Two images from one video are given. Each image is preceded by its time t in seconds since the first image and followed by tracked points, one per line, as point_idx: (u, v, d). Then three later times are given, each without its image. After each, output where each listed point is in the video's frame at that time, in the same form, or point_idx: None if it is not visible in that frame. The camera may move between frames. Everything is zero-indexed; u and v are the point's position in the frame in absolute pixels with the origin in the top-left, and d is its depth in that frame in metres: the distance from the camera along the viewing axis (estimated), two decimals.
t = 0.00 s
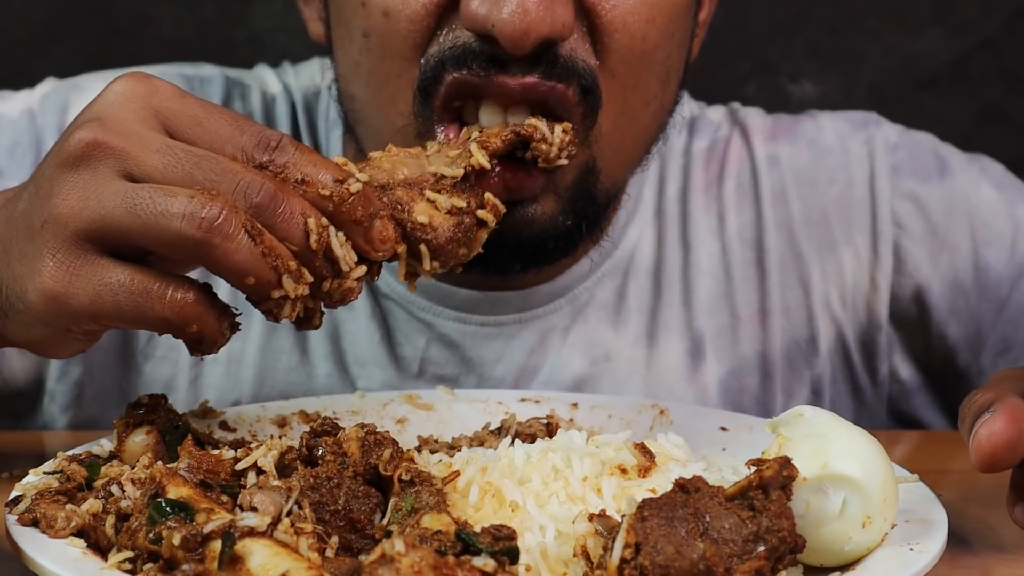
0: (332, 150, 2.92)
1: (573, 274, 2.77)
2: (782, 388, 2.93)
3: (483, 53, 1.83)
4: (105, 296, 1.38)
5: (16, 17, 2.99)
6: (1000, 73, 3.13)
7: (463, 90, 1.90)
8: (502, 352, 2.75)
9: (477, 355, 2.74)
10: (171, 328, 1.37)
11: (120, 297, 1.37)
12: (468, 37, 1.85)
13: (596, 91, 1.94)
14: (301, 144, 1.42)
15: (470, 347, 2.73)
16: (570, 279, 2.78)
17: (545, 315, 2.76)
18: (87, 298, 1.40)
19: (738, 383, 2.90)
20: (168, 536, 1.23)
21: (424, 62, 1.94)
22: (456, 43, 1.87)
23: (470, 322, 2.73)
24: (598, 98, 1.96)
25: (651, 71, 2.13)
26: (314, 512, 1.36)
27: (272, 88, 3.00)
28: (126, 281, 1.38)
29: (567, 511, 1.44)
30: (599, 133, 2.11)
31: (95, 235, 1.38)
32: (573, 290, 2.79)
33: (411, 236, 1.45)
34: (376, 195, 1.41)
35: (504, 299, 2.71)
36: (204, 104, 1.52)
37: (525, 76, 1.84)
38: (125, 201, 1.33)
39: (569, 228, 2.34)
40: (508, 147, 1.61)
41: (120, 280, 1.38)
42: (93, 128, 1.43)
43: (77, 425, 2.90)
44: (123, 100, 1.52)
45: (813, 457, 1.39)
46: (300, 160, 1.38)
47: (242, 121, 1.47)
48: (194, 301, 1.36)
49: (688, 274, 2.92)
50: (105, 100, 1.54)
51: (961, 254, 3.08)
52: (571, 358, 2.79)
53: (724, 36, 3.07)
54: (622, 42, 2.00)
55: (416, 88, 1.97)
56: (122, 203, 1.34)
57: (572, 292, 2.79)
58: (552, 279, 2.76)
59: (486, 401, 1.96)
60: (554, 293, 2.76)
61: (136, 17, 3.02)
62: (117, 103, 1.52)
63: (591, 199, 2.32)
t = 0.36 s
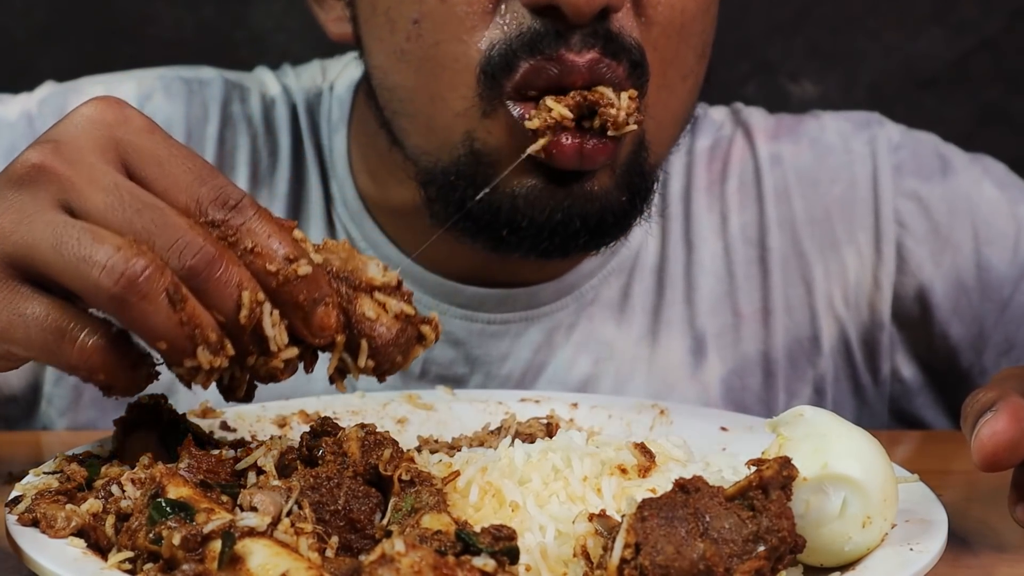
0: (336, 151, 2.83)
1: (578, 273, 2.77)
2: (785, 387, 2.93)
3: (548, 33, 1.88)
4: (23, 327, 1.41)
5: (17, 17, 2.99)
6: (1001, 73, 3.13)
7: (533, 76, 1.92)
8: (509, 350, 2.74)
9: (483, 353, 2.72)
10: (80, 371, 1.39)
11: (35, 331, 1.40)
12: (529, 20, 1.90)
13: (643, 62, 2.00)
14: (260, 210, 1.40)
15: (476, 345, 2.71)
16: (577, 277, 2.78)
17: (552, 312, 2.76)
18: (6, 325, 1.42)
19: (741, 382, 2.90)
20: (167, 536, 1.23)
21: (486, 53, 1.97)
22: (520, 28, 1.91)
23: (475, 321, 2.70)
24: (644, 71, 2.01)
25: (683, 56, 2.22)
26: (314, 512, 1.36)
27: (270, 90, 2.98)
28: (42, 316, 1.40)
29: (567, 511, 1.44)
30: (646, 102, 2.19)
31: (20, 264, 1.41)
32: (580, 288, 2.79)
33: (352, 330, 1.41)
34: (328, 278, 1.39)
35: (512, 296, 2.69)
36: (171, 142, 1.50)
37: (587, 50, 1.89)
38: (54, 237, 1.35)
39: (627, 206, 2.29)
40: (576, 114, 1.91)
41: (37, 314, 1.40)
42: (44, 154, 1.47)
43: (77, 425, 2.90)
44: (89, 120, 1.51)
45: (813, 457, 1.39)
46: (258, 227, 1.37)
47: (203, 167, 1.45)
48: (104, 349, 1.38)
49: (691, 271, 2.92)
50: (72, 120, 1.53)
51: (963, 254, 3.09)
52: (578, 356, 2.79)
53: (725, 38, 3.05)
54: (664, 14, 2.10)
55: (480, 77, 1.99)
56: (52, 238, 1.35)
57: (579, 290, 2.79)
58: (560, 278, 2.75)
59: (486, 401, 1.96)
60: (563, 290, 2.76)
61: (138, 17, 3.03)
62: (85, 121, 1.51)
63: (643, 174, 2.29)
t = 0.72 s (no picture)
0: (336, 150, 2.83)
1: (578, 268, 2.80)
2: (783, 382, 2.91)
3: (526, 18, 2.09)
4: (40, 320, 1.39)
5: (20, 17, 3.00)
6: (1000, 72, 3.15)
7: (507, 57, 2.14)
8: (510, 347, 2.74)
9: (484, 349, 2.72)
10: (98, 368, 1.37)
11: (52, 324, 1.38)
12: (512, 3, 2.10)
13: (630, 63, 2.22)
14: (285, 208, 1.40)
15: (476, 340, 2.71)
16: (577, 274, 2.80)
17: (552, 309, 2.78)
18: (22, 319, 1.40)
19: (738, 378, 2.88)
20: (168, 536, 1.23)
21: (463, 36, 2.15)
22: (497, 11, 2.11)
23: (478, 316, 2.72)
24: (631, 70, 2.24)
25: (670, 48, 2.34)
26: (314, 512, 1.36)
27: (271, 91, 2.98)
28: (62, 308, 1.38)
29: (567, 511, 1.44)
30: (633, 99, 2.33)
31: (42, 258, 1.40)
32: (581, 285, 2.81)
33: (372, 328, 1.44)
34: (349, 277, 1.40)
35: (511, 292, 2.72)
36: (192, 143, 1.51)
37: (564, 40, 2.10)
38: (78, 233, 1.34)
39: (610, 197, 2.43)
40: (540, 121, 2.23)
41: (56, 306, 1.38)
42: (68, 152, 1.47)
43: (77, 424, 2.89)
44: (113, 127, 1.53)
45: (813, 457, 1.39)
46: (283, 225, 1.37)
47: (228, 169, 1.45)
48: (123, 346, 1.36)
49: (690, 267, 2.91)
50: (98, 126, 1.55)
51: (961, 252, 3.08)
52: (577, 354, 2.77)
53: (725, 38, 3.11)
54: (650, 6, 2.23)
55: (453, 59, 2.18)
56: (76, 233, 1.35)
57: (580, 287, 2.81)
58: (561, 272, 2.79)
59: (486, 401, 1.96)
60: (563, 287, 2.78)
61: (139, 17, 3.04)
62: (111, 128, 1.53)
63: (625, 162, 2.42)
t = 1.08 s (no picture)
0: (334, 150, 2.89)
1: (577, 270, 2.82)
2: (783, 382, 2.93)
3: (517, 48, 2.09)
4: (42, 318, 1.39)
5: (17, 17, 2.99)
6: (1000, 72, 3.13)
7: (499, 91, 2.15)
8: (507, 347, 2.79)
9: (481, 349, 2.77)
10: (100, 365, 1.37)
11: (55, 321, 1.38)
12: (502, 34, 2.10)
13: (610, 86, 2.21)
14: (287, 206, 1.40)
15: (474, 341, 2.77)
16: (576, 275, 2.82)
17: (550, 309, 2.81)
18: (24, 317, 1.40)
19: (739, 378, 2.90)
20: (168, 536, 1.23)
21: (455, 66, 2.14)
22: (490, 41, 2.10)
23: (476, 317, 2.77)
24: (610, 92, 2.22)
25: (658, 51, 2.32)
26: (314, 512, 1.36)
27: (269, 91, 2.98)
28: (65, 306, 1.38)
29: (567, 511, 1.44)
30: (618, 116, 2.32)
31: (45, 256, 1.40)
32: (579, 285, 2.83)
33: (373, 330, 1.44)
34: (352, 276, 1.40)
35: (510, 292, 2.76)
36: (194, 141, 1.51)
37: (547, 71, 2.11)
38: (81, 228, 1.34)
39: (592, 212, 2.54)
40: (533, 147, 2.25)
41: (59, 304, 1.38)
42: (72, 152, 1.48)
43: (77, 425, 2.89)
44: (118, 127, 1.55)
45: (813, 457, 1.39)
46: (285, 221, 1.37)
47: (229, 166, 1.45)
48: (125, 343, 1.36)
49: (690, 266, 2.93)
50: (102, 127, 1.57)
51: (961, 252, 3.07)
52: (577, 354, 2.82)
53: (725, 36, 3.07)
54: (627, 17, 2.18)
55: (447, 89, 2.18)
56: (79, 228, 1.35)
57: (578, 287, 2.83)
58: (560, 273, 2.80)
59: (486, 401, 1.96)
60: (560, 288, 2.81)
61: (137, 17, 3.03)
62: (115, 129, 1.55)
63: (611, 183, 2.49)
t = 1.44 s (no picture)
0: (333, 150, 2.91)
1: (574, 269, 2.84)
2: (783, 382, 2.93)
3: (493, 39, 2.14)
4: (49, 310, 1.38)
5: (17, 17, 2.99)
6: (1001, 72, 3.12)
7: (477, 84, 2.18)
8: (506, 346, 2.80)
9: (479, 349, 2.79)
10: (104, 358, 1.36)
11: (61, 313, 1.37)
12: (481, 26, 2.15)
13: (581, 86, 2.22)
14: (293, 205, 1.41)
15: (474, 341, 2.78)
16: (574, 274, 2.85)
17: (548, 309, 2.83)
18: (29, 309, 1.40)
19: (739, 377, 2.90)
20: (168, 536, 1.23)
21: (437, 64, 2.20)
22: (468, 35, 2.15)
23: (473, 316, 2.78)
24: (580, 94, 2.24)
25: (643, 45, 2.35)
26: (314, 512, 1.36)
27: (268, 91, 3.00)
28: (70, 297, 1.37)
29: (567, 511, 1.44)
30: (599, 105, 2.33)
31: (52, 249, 1.40)
32: (577, 285, 2.85)
33: (376, 330, 1.44)
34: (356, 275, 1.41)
35: (508, 291, 2.78)
36: (202, 141, 1.53)
37: (525, 62, 2.14)
38: (89, 220, 1.35)
39: (568, 212, 2.58)
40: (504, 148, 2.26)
41: (64, 295, 1.38)
42: (80, 147, 1.49)
43: (77, 425, 2.89)
44: (127, 128, 1.57)
45: (813, 457, 1.39)
46: (291, 220, 1.38)
47: (235, 166, 1.47)
48: (131, 335, 1.35)
49: (689, 266, 2.93)
50: (111, 124, 1.60)
51: (961, 252, 3.07)
52: (577, 354, 2.83)
53: (725, 35, 3.06)
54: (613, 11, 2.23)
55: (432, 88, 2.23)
56: (86, 220, 1.35)
57: (575, 287, 2.85)
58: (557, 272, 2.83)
59: (486, 401, 1.96)
60: (557, 287, 2.83)
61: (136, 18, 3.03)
62: (123, 130, 1.57)
63: (589, 182, 2.51)
